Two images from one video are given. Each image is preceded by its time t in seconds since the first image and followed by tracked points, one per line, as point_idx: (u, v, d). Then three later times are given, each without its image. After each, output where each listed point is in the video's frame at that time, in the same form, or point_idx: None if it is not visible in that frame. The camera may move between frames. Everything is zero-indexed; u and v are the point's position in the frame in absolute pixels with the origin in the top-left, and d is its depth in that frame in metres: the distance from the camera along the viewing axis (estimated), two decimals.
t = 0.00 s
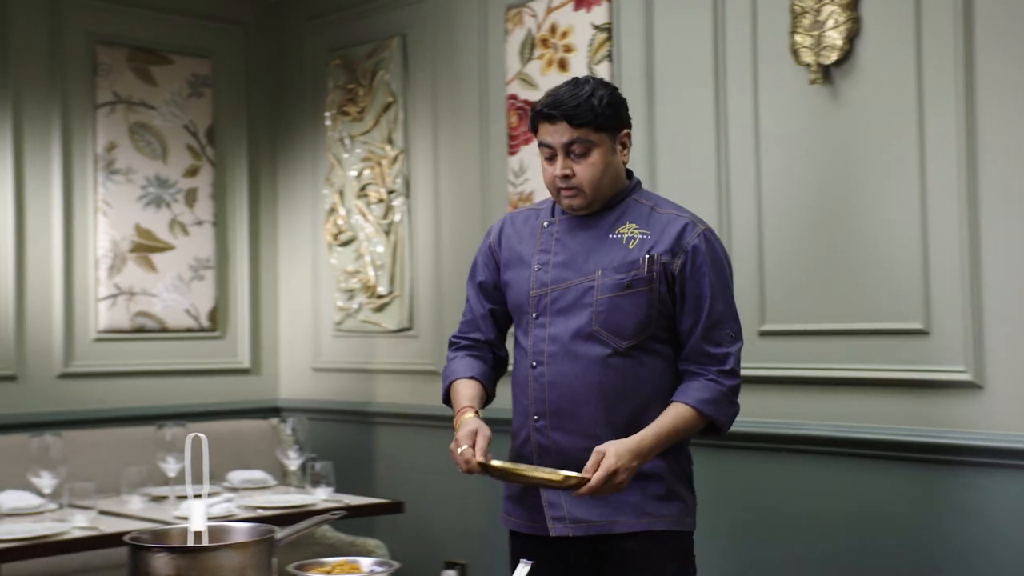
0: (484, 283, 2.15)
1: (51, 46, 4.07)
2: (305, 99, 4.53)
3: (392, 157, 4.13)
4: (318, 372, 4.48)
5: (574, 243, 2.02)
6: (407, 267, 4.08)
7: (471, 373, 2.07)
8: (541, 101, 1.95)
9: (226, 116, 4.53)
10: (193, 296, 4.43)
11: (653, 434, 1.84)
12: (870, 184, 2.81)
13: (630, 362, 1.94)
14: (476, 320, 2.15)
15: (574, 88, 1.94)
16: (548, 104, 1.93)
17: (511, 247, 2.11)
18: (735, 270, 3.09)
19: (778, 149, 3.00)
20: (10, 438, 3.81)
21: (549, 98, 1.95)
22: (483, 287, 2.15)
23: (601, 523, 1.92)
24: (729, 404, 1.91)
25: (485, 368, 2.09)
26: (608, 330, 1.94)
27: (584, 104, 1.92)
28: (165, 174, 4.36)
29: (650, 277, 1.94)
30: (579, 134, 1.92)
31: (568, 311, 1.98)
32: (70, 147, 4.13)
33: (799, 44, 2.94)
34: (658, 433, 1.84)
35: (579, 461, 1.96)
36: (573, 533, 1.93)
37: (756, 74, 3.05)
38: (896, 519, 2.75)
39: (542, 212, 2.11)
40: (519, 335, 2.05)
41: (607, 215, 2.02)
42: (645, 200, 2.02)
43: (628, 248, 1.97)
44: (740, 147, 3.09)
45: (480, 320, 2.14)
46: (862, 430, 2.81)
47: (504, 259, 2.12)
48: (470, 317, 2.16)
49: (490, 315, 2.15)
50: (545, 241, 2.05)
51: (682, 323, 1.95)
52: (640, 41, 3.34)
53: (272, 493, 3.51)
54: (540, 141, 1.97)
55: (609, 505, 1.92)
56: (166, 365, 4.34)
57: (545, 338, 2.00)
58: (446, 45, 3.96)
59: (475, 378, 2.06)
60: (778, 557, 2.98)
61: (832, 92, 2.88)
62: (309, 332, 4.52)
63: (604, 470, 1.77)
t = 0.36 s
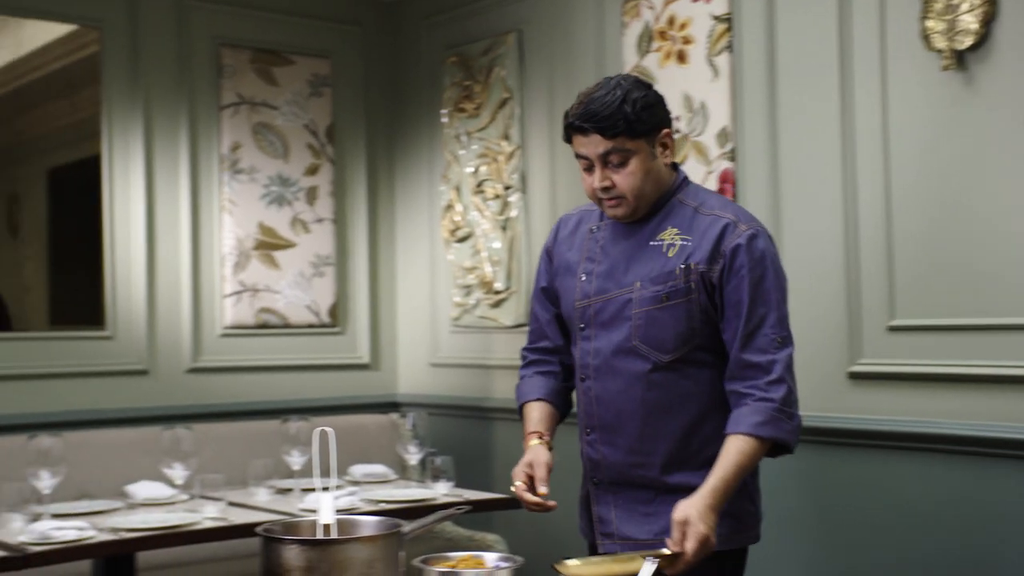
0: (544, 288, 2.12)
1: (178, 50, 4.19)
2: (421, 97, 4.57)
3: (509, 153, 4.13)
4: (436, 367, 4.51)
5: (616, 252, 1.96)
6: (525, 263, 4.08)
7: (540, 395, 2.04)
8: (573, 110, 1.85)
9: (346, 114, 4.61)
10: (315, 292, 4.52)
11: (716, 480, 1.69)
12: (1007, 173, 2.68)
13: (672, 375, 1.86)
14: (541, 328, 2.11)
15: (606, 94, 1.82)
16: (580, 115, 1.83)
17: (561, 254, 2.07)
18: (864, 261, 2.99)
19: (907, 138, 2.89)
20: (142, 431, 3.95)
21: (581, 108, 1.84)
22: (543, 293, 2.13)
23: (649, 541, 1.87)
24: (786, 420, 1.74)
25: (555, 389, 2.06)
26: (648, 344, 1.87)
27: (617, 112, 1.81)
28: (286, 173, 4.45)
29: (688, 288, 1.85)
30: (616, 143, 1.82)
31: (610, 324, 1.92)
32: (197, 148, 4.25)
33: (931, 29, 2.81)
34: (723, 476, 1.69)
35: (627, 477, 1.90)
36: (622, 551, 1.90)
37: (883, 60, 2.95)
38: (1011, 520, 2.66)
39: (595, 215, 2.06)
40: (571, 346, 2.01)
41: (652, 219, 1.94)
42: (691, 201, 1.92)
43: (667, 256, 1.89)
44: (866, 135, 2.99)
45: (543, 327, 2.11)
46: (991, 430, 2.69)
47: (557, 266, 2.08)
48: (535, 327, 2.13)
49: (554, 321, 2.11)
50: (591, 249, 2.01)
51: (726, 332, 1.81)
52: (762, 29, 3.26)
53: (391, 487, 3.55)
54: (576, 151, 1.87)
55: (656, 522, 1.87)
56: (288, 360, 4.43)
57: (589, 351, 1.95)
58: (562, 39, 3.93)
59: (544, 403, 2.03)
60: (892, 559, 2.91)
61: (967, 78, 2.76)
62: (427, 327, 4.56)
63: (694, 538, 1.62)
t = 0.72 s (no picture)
0: (597, 267, 1.96)
1: (285, 46, 4.26)
2: (523, 86, 4.55)
3: (613, 141, 4.08)
4: (540, 357, 4.50)
5: (673, 239, 1.80)
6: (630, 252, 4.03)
7: (593, 381, 1.92)
8: (629, 105, 1.65)
9: (448, 105, 4.62)
10: (419, 283, 4.55)
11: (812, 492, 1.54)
12: None
13: (732, 376, 1.72)
14: (597, 308, 1.96)
15: (665, 89, 1.62)
16: (637, 113, 1.63)
17: (616, 235, 1.92)
18: (986, 245, 2.87)
19: None
20: (253, 420, 4.03)
21: (638, 104, 1.64)
22: (598, 271, 1.97)
23: (707, 535, 1.75)
24: (873, 424, 1.59)
25: (608, 371, 1.93)
26: (706, 342, 1.73)
27: (677, 110, 1.62)
28: (390, 164, 4.49)
29: (750, 285, 1.70)
30: (678, 142, 1.63)
31: (666, 317, 1.78)
32: (304, 141, 4.31)
33: None
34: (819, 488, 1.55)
35: (684, 472, 1.77)
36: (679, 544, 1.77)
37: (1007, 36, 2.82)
38: None
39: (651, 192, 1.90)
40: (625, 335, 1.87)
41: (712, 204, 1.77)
42: (755, 186, 1.75)
43: (727, 248, 1.73)
44: (988, 114, 2.87)
45: (597, 305, 1.96)
46: None
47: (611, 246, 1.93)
48: (588, 303, 1.98)
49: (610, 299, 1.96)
50: (647, 233, 1.85)
51: (795, 333, 1.66)
52: (876, 7, 3.15)
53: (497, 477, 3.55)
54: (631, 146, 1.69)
55: (716, 516, 1.75)
56: (392, 350, 4.47)
57: (643, 343, 1.81)
58: (667, 25, 3.87)
59: (595, 388, 1.92)
60: (1010, 554, 2.80)
61: None
62: (531, 318, 4.55)
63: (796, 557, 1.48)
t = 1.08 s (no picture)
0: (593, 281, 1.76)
1: (351, 40, 4.27)
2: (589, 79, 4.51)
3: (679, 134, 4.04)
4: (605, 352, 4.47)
5: (697, 242, 1.66)
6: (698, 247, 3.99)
7: (601, 405, 1.69)
8: (661, 112, 1.48)
9: (513, 98, 4.61)
10: (482, 277, 4.55)
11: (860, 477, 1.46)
12: None
13: (773, 375, 1.63)
14: (594, 324, 1.76)
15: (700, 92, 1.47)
16: (674, 122, 1.46)
17: (619, 244, 1.74)
18: None
19: None
20: (318, 412, 4.07)
21: (672, 111, 1.47)
22: (593, 284, 1.76)
23: (748, 538, 1.64)
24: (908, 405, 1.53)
25: (616, 392, 1.71)
26: (750, 343, 1.62)
27: (716, 115, 1.47)
28: (455, 158, 4.49)
29: (792, 280, 1.61)
30: (715, 148, 1.48)
31: (700, 324, 1.65)
32: (369, 134, 4.33)
33: None
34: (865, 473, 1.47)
35: (720, 478, 1.66)
36: (719, 553, 1.65)
37: None
38: None
39: (651, 195, 1.73)
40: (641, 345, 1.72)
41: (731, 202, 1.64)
42: (771, 179, 1.66)
43: (762, 246, 1.62)
44: None
45: (597, 321, 1.75)
46: None
47: (613, 254, 1.74)
48: (579, 320, 1.77)
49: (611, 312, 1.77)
50: (661, 238, 1.69)
51: (826, 321, 1.60)
52: None
53: (559, 472, 3.53)
54: (657, 152, 1.52)
55: (752, 518, 1.65)
56: (456, 344, 4.48)
57: (673, 352, 1.67)
58: (736, 15, 3.80)
59: (604, 412, 1.69)
60: None
61: None
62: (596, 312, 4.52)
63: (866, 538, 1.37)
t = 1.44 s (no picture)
0: (564, 285, 1.80)
1: (380, 36, 4.28)
2: (618, 77, 4.49)
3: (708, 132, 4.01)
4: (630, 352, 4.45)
5: (675, 237, 1.74)
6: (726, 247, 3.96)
7: (571, 391, 1.72)
8: (647, 113, 1.56)
9: (541, 95, 4.61)
10: (509, 274, 4.55)
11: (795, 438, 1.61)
12: None
13: (753, 361, 1.74)
14: (553, 326, 1.79)
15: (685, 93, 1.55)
16: (662, 122, 1.55)
17: (592, 244, 1.79)
18: None
19: None
20: (343, 408, 4.10)
21: (659, 111, 1.56)
22: (561, 290, 1.80)
23: (730, 535, 1.73)
24: (850, 386, 1.70)
25: (578, 381, 1.75)
26: (734, 332, 1.72)
27: (700, 115, 1.56)
28: (482, 155, 4.49)
29: (771, 268, 1.72)
30: (696, 146, 1.58)
31: (684, 316, 1.73)
32: (397, 130, 4.34)
33: None
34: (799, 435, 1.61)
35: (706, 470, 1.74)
36: (704, 551, 1.72)
37: None
38: None
39: (619, 198, 1.80)
40: (620, 342, 1.79)
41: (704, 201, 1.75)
42: (737, 176, 1.77)
43: (739, 238, 1.73)
44: None
45: (555, 325, 1.79)
46: None
47: (587, 258, 1.80)
48: (540, 325, 1.80)
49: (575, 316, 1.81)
50: (636, 236, 1.76)
51: (787, 311, 1.76)
52: None
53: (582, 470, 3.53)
54: (641, 152, 1.60)
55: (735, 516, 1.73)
56: (483, 341, 4.48)
57: (658, 347, 1.74)
58: (767, 13, 3.77)
59: (575, 398, 1.72)
60: None
61: None
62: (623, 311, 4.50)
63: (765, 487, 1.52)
